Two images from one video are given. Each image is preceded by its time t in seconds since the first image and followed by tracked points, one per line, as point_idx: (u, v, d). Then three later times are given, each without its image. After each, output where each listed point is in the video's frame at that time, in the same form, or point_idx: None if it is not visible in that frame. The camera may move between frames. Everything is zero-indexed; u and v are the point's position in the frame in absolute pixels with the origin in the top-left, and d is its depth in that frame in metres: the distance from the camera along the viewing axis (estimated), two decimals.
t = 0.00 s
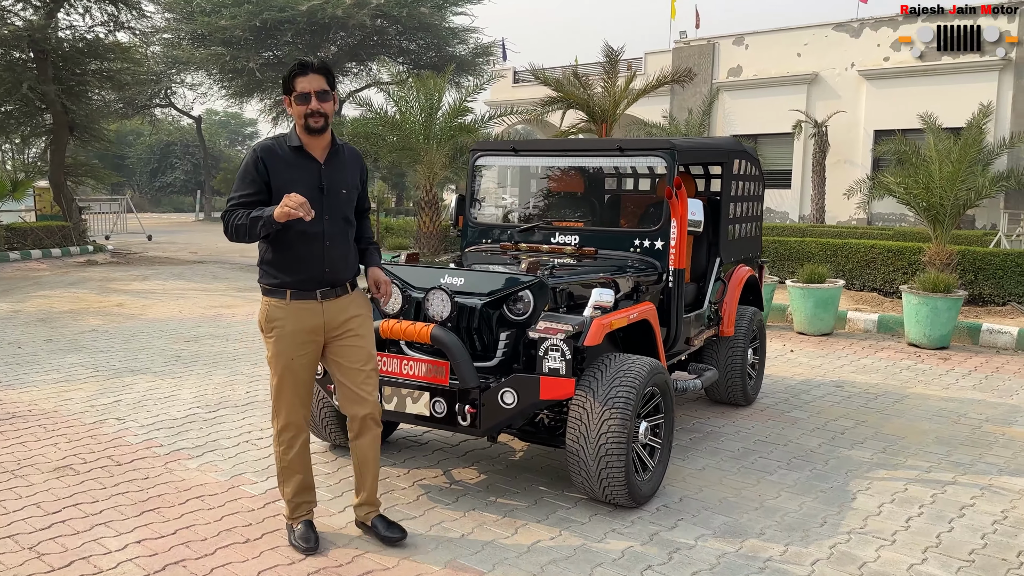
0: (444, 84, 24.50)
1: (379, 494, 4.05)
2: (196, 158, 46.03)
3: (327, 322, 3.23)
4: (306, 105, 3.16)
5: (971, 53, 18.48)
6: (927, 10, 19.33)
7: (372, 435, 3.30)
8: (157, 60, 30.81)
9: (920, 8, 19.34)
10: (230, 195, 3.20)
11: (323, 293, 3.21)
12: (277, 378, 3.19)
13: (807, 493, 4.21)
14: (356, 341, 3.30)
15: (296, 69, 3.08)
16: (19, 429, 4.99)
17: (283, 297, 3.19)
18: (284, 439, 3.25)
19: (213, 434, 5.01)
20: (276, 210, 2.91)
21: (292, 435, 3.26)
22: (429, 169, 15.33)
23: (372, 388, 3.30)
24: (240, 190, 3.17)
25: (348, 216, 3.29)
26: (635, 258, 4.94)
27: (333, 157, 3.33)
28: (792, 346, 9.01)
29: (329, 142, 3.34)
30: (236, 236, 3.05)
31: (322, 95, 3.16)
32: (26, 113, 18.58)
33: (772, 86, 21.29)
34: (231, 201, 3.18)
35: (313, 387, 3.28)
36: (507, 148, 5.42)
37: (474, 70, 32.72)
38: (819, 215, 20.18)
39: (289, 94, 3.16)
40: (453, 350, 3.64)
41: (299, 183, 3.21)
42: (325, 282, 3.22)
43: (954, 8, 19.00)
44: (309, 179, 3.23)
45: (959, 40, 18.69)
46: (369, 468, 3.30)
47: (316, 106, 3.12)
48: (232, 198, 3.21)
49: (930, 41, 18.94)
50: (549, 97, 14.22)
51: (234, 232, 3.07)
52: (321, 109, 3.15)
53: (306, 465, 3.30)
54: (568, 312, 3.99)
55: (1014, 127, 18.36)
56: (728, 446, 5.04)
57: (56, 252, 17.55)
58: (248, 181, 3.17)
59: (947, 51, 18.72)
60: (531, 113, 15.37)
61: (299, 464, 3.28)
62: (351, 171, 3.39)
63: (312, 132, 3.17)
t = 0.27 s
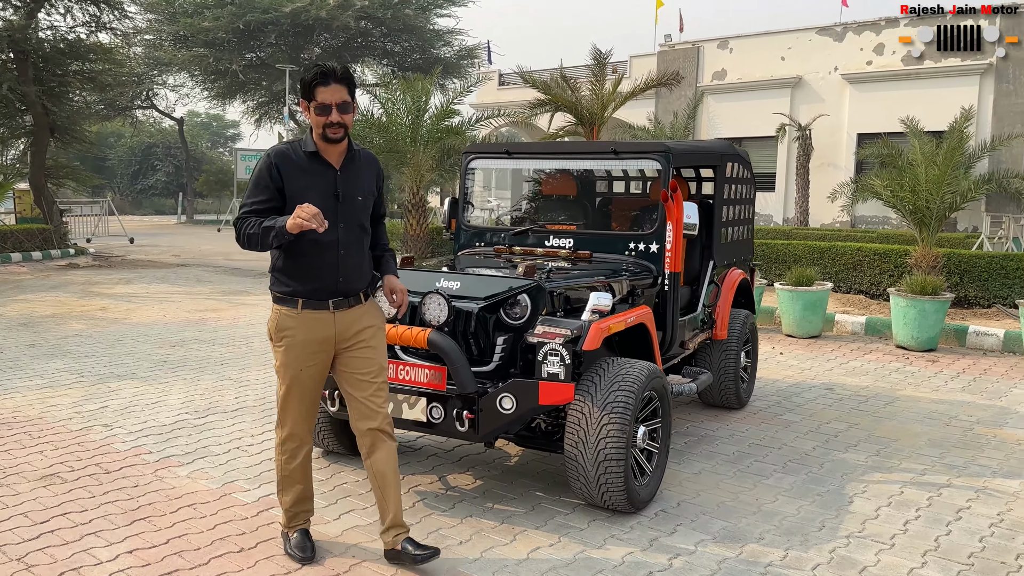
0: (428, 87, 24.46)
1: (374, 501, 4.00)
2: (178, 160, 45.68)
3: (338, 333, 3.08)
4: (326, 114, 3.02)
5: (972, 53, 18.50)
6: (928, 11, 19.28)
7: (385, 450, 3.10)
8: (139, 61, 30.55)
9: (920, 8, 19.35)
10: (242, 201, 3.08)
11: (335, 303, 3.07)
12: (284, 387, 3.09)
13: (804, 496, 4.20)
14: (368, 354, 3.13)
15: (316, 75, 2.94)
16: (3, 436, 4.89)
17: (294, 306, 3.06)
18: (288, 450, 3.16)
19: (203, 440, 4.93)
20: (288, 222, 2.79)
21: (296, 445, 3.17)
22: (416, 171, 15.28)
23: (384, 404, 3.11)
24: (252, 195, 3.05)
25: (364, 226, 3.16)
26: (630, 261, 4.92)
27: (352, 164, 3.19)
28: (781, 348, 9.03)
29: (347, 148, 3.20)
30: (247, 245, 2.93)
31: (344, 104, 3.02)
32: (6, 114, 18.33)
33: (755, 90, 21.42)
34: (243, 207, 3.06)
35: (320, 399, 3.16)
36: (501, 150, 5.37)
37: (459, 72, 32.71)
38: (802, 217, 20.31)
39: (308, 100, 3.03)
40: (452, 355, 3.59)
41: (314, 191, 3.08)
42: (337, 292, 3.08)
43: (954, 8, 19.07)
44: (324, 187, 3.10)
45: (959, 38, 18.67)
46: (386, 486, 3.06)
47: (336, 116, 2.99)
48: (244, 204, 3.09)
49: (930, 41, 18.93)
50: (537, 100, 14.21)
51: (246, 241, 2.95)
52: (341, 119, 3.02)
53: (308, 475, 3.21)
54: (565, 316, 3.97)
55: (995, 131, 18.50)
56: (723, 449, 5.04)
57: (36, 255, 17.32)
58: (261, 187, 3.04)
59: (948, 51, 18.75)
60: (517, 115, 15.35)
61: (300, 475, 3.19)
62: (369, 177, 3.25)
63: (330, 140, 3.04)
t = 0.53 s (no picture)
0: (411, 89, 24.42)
1: (372, 506, 3.95)
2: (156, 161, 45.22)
3: (368, 341, 3.02)
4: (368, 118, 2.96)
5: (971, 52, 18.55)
6: (920, 12, 19.43)
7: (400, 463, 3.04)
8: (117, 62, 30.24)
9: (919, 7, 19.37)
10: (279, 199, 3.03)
11: (368, 309, 3.01)
12: (311, 391, 3.04)
13: (801, 498, 4.22)
14: (397, 365, 3.06)
15: (361, 77, 2.87)
16: None
17: (327, 309, 3.01)
18: (303, 454, 3.10)
19: (194, 445, 4.86)
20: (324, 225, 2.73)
21: (312, 451, 3.10)
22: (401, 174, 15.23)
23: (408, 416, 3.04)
24: (290, 195, 3.00)
25: (399, 231, 3.09)
26: (625, 264, 4.93)
27: (390, 167, 3.13)
28: (768, 350, 9.09)
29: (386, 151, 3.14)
30: (283, 246, 2.89)
31: (386, 108, 2.95)
32: None
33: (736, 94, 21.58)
34: (280, 207, 3.02)
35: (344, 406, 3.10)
36: (495, 153, 5.34)
37: (440, 75, 32.71)
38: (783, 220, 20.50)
39: (351, 102, 2.96)
40: (451, 358, 3.57)
41: (351, 193, 3.02)
42: (369, 297, 3.01)
43: (955, 7, 19.14)
44: (361, 190, 3.04)
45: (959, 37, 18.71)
46: (397, 501, 2.99)
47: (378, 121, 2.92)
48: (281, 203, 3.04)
49: (930, 41, 18.95)
50: (523, 103, 14.22)
51: (282, 242, 2.91)
52: (383, 124, 2.95)
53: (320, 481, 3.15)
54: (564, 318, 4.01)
55: (971, 135, 18.76)
56: (718, 452, 5.05)
57: (13, 258, 17.05)
58: (299, 187, 2.99)
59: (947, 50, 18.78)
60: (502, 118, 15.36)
61: (314, 480, 3.13)
62: (406, 181, 3.19)
63: (370, 145, 2.97)
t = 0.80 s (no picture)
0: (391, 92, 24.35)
1: (374, 512, 3.92)
2: (130, 163, 44.65)
3: (406, 345, 2.93)
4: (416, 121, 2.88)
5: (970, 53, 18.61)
6: (912, 14, 19.46)
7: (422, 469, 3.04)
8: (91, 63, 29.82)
9: (918, 6, 19.28)
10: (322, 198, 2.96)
11: (406, 313, 2.92)
12: (350, 399, 2.89)
13: (800, 501, 4.25)
14: (432, 370, 3.00)
15: (412, 81, 2.80)
16: None
17: (365, 313, 2.91)
18: (341, 462, 2.97)
19: (187, 452, 4.78)
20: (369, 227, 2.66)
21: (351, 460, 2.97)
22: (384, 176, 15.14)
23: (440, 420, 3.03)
24: (333, 195, 2.93)
25: (440, 236, 3.03)
26: (622, 267, 4.95)
27: (432, 171, 3.06)
28: (755, 353, 9.16)
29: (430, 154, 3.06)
30: (326, 247, 2.81)
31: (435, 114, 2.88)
32: None
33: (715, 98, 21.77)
34: (321, 207, 2.95)
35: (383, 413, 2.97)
36: (490, 156, 5.33)
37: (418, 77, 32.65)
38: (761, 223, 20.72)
39: (398, 103, 2.89)
40: (457, 363, 3.56)
41: (393, 195, 2.95)
42: (408, 302, 2.93)
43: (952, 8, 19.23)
44: (402, 194, 2.97)
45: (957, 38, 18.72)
46: (412, 508, 2.99)
47: (426, 126, 2.85)
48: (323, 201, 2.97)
49: (930, 41, 18.95)
50: (508, 106, 14.21)
51: (324, 243, 2.84)
52: (430, 129, 2.88)
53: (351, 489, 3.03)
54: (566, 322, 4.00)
55: (945, 139, 19.01)
56: (714, 455, 5.07)
57: None
58: (342, 188, 2.92)
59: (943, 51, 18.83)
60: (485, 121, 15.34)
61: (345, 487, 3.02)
62: (447, 186, 3.12)
63: (415, 148, 2.90)
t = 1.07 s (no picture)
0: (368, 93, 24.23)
1: (373, 519, 3.89)
2: (101, 164, 43.97)
3: (438, 349, 2.84)
4: (448, 129, 2.80)
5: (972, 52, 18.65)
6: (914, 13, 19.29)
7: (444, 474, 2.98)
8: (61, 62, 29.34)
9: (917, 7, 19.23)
10: (349, 202, 2.87)
11: (435, 317, 2.83)
12: (395, 406, 2.74)
13: (795, 503, 4.30)
14: (459, 374, 2.94)
15: (446, 89, 2.72)
16: None
17: (396, 318, 2.80)
18: (402, 479, 2.76)
19: (178, 458, 4.71)
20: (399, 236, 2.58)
21: (413, 473, 2.77)
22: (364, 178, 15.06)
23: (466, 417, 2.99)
24: (361, 200, 2.84)
25: (469, 244, 2.95)
26: (617, 271, 4.96)
27: (461, 177, 2.99)
28: (738, 356, 9.25)
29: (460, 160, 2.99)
30: (353, 253, 2.74)
31: (468, 122, 2.81)
32: None
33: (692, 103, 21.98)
34: (349, 212, 2.86)
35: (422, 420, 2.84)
36: (485, 161, 5.35)
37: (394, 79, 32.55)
38: (737, 227, 20.93)
39: (430, 110, 2.81)
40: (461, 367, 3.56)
41: (423, 201, 2.87)
42: (439, 308, 2.84)
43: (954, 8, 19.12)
44: (432, 200, 2.89)
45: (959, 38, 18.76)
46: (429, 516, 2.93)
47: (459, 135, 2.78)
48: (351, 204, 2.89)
49: (930, 42, 18.99)
50: (490, 109, 14.22)
51: (350, 249, 2.76)
52: (463, 138, 2.80)
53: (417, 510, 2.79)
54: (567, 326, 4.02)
55: (918, 144, 19.30)
56: (707, 458, 5.11)
57: None
58: (371, 193, 2.83)
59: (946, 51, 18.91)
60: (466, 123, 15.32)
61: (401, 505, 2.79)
62: (477, 191, 3.05)
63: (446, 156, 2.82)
